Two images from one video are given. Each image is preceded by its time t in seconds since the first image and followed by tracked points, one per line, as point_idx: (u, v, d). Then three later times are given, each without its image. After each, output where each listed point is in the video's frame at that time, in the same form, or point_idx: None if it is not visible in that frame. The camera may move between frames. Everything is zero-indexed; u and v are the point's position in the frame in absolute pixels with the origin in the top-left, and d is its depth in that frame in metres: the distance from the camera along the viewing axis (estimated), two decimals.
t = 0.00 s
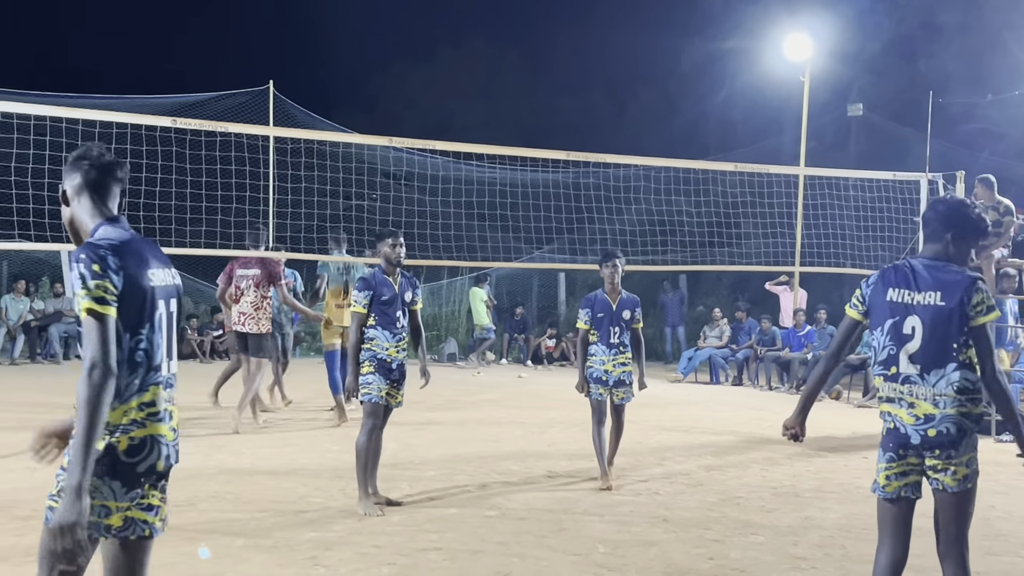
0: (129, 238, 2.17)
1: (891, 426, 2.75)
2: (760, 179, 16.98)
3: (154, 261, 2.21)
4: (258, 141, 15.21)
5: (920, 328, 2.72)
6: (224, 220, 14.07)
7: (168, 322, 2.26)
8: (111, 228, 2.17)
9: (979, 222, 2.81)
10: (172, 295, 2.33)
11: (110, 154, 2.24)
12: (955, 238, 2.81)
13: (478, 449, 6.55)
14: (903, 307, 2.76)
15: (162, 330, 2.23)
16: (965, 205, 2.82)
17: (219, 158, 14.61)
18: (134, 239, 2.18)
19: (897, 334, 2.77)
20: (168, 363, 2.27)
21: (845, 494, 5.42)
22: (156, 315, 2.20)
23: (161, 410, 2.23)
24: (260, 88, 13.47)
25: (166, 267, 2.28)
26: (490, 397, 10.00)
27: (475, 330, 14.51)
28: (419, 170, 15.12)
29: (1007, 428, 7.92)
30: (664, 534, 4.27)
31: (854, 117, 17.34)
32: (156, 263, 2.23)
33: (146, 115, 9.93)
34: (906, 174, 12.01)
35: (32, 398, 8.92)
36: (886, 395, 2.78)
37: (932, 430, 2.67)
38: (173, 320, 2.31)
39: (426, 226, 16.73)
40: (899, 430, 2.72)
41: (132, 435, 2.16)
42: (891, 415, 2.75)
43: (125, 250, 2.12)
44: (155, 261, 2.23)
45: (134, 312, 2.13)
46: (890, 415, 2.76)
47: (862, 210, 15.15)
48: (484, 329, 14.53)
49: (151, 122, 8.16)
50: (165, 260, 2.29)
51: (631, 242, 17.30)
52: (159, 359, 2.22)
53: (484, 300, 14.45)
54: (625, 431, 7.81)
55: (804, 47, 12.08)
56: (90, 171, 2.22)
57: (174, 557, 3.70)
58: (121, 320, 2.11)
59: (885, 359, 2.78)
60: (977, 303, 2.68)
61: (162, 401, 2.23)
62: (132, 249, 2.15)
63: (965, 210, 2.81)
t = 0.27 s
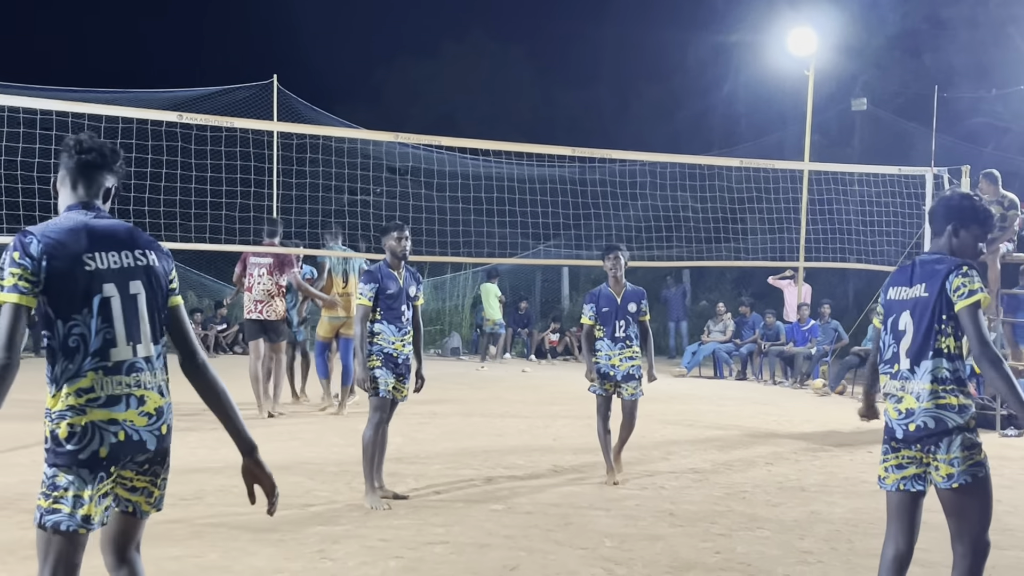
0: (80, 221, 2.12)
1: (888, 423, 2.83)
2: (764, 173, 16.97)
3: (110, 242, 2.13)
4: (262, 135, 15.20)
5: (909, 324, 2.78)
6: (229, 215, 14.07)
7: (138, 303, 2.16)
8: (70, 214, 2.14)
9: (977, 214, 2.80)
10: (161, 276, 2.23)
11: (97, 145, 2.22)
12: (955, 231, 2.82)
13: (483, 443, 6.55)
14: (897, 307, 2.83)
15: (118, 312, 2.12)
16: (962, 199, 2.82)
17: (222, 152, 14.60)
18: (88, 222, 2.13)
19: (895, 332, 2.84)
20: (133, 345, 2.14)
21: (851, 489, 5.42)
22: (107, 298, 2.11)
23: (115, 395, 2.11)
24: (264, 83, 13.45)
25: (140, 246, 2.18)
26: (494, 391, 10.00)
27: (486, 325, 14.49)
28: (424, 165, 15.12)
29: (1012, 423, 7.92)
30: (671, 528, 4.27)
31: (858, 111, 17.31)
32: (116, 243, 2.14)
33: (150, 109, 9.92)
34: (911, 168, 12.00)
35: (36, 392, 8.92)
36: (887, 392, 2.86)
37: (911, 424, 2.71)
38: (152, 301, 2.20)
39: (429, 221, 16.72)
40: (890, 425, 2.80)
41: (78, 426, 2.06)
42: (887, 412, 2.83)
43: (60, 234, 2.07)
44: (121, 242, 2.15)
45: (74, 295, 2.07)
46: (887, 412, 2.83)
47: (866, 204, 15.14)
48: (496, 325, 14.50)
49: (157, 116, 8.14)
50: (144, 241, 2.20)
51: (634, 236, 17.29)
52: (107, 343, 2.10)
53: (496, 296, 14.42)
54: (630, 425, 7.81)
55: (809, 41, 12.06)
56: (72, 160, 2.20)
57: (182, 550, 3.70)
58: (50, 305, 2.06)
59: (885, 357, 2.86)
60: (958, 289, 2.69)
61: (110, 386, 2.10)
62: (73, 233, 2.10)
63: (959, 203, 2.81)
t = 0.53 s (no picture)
0: (90, 226, 2.17)
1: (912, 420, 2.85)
2: (764, 170, 16.96)
3: (109, 245, 2.15)
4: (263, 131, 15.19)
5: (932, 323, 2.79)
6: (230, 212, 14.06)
7: (128, 306, 2.16)
8: (94, 218, 2.21)
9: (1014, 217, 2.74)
10: (170, 277, 2.19)
11: (137, 151, 2.25)
12: (995, 231, 2.77)
13: (484, 440, 6.56)
14: (925, 306, 2.84)
15: (101, 314, 2.14)
16: (1001, 201, 2.76)
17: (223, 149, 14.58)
18: (98, 226, 2.17)
19: (921, 327, 2.85)
20: (115, 345, 2.15)
21: (852, 486, 5.42)
22: (93, 300, 2.14)
23: (94, 394, 2.13)
24: (265, 79, 13.44)
25: (140, 249, 2.17)
26: (495, 388, 10.00)
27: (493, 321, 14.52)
28: (425, 162, 15.12)
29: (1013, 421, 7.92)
30: (673, 525, 4.27)
31: (859, 108, 17.30)
32: (115, 247, 2.16)
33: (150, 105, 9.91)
34: (912, 164, 12.00)
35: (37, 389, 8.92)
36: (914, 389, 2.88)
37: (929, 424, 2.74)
38: (146, 303, 2.17)
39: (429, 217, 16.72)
40: (912, 423, 2.82)
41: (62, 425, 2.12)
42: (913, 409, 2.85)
43: (65, 239, 2.15)
44: (121, 246, 2.16)
45: (67, 298, 2.14)
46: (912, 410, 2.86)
47: (867, 201, 15.13)
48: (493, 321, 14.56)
49: (159, 113, 8.13)
50: (150, 243, 2.18)
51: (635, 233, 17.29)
52: (90, 342, 2.13)
53: (505, 293, 14.44)
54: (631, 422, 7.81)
55: (810, 38, 12.05)
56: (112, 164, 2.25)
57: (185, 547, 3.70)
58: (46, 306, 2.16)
59: (909, 347, 2.88)
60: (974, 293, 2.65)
61: (90, 384, 2.13)
62: (78, 236, 2.16)
63: (997, 205, 2.76)
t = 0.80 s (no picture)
0: (152, 227, 2.25)
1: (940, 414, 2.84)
2: (762, 168, 16.96)
3: (157, 247, 2.21)
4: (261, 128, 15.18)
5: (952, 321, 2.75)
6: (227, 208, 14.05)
7: (160, 307, 2.19)
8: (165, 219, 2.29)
9: None
10: (204, 287, 2.17)
11: (207, 152, 2.43)
12: None
13: (483, 437, 6.55)
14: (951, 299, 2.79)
15: (138, 311, 2.21)
16: None
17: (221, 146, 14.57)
18: (157, 228, 2.24)
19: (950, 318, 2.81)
20: (149, 343, 2.21)
21: (851, 483, 5.42)
22: (134, 298, 2.22)
23: (130, 386, 2.22)
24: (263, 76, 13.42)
25: (178, 255, 2.18)
26: (493, 385, 10.00)
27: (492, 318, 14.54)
28: (423, 159, 15.11)
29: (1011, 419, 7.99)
30: (671, 523, 4.27)
31: (857, 106, 17.30)
32: (160, 251, 2.20)
33: (149, 101, 9.89)
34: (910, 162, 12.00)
35: (35, 386, 8.92)
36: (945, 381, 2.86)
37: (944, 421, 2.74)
38: (178, 309, 2.19)
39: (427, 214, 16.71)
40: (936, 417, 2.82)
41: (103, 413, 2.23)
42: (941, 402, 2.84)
43: (129, 237, 2.25)
44: (166, 250, 2.20)
45: (119, 292, 2.25)
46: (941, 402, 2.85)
47: (864, 198, 15.12)
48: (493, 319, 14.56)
49: (157, 109, 8.12)
50: (191, 250, 2.18)
51: (633, 230, 17.29)
52: (129, 337, 2.22)
53: (506, 290, 14.45)
54: (629, 418, 7.81)
55: (809, 35, 12.04)
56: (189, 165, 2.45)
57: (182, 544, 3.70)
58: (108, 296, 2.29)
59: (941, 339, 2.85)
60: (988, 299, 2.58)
61: (127, 376, 2.22)
62: (139, 235, 2.25)
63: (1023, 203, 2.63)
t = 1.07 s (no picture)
0: (186, 226, 2.41)
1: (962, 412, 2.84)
2: (757, 167, 16.97)
3: (182, 246, 2.37)
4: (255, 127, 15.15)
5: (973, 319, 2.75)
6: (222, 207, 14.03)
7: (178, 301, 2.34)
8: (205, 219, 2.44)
9: None
10: (210, 282, 2.29)
11: (237, 154, 2.65)
12: None
13: (477, 436, 6.56)
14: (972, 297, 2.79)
15: (166, 305, 2.38)
16: None
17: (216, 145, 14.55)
18: (189, 226, 2.39)
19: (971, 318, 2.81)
20: (173, 337, 2.36)
21: (844, 482, 5.43)
22: (166, 293, 2.39)
23: (162, 378, 2.38)
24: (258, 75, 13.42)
25: (192, 253, 2.32)
26: (487, 385, 10.01)
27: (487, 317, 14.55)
28: (418, 158, 15.10)
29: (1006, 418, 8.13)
30: (665, 521, 4.28)
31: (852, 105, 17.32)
32: (182, 249, 2.36)
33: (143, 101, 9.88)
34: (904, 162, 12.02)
35: (29, 386, 8.90)
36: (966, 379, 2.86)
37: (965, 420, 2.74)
38: (192, 303, 2.32)
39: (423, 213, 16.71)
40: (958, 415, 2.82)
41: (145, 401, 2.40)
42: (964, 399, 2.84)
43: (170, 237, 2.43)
44: (186, 249, 2.35)
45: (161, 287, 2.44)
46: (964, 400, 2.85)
47: (860, 197, 15.14)
48: (488, 318, 14.57)
49: (152, 108, 8.12)
50: (202, 248, 2.31)
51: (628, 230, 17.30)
52: (163, 332, 2.39)
53: (501, 290, 14.46)
54: (624, 417, 7.82)
55: (804, 35, 12.06)
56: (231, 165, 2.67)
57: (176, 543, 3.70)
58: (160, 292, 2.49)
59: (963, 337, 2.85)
60: (1004, 300, 2.58)
61: (161, 366, 2.38)
62: (177, 235, 2.42)
63: None
